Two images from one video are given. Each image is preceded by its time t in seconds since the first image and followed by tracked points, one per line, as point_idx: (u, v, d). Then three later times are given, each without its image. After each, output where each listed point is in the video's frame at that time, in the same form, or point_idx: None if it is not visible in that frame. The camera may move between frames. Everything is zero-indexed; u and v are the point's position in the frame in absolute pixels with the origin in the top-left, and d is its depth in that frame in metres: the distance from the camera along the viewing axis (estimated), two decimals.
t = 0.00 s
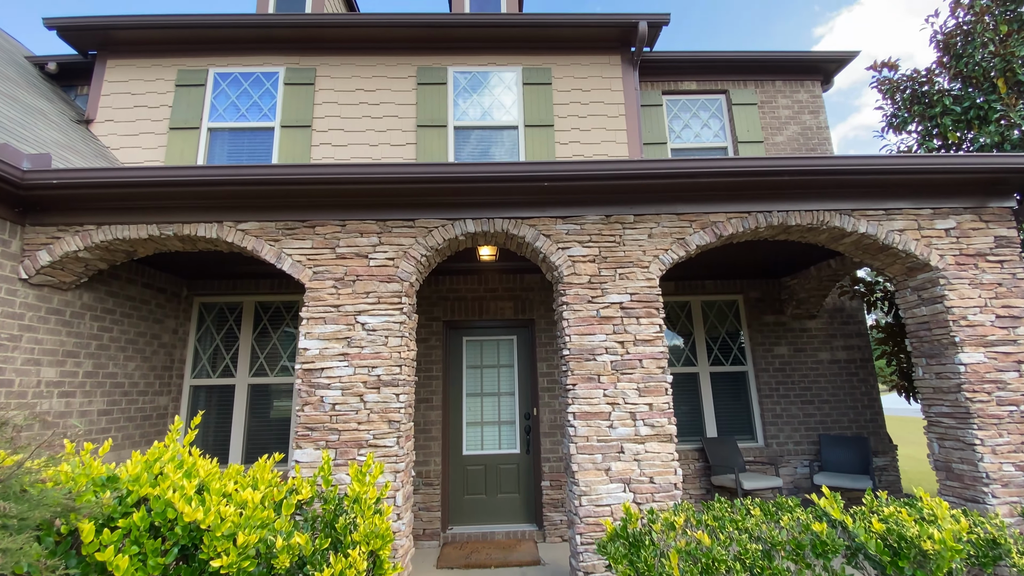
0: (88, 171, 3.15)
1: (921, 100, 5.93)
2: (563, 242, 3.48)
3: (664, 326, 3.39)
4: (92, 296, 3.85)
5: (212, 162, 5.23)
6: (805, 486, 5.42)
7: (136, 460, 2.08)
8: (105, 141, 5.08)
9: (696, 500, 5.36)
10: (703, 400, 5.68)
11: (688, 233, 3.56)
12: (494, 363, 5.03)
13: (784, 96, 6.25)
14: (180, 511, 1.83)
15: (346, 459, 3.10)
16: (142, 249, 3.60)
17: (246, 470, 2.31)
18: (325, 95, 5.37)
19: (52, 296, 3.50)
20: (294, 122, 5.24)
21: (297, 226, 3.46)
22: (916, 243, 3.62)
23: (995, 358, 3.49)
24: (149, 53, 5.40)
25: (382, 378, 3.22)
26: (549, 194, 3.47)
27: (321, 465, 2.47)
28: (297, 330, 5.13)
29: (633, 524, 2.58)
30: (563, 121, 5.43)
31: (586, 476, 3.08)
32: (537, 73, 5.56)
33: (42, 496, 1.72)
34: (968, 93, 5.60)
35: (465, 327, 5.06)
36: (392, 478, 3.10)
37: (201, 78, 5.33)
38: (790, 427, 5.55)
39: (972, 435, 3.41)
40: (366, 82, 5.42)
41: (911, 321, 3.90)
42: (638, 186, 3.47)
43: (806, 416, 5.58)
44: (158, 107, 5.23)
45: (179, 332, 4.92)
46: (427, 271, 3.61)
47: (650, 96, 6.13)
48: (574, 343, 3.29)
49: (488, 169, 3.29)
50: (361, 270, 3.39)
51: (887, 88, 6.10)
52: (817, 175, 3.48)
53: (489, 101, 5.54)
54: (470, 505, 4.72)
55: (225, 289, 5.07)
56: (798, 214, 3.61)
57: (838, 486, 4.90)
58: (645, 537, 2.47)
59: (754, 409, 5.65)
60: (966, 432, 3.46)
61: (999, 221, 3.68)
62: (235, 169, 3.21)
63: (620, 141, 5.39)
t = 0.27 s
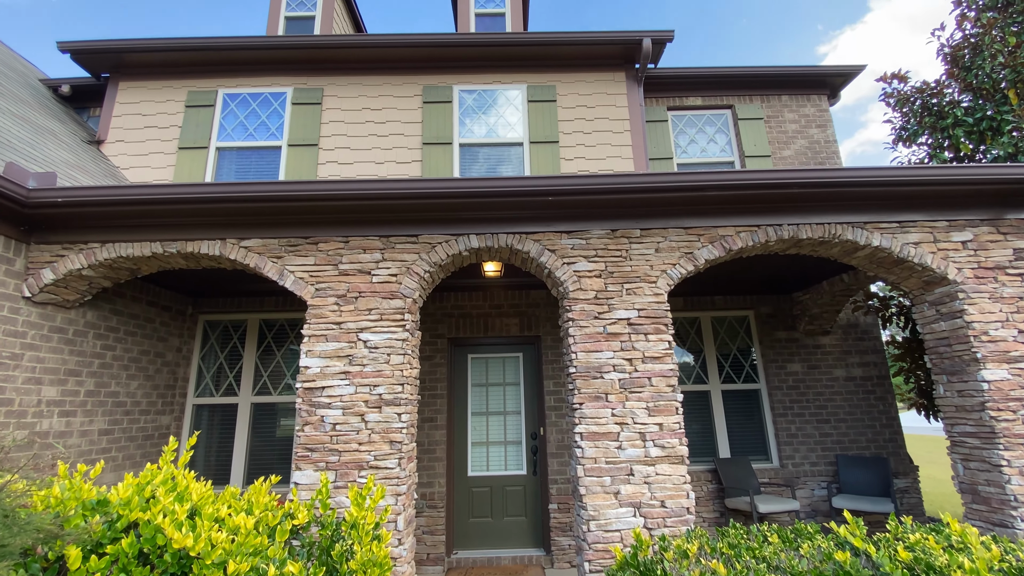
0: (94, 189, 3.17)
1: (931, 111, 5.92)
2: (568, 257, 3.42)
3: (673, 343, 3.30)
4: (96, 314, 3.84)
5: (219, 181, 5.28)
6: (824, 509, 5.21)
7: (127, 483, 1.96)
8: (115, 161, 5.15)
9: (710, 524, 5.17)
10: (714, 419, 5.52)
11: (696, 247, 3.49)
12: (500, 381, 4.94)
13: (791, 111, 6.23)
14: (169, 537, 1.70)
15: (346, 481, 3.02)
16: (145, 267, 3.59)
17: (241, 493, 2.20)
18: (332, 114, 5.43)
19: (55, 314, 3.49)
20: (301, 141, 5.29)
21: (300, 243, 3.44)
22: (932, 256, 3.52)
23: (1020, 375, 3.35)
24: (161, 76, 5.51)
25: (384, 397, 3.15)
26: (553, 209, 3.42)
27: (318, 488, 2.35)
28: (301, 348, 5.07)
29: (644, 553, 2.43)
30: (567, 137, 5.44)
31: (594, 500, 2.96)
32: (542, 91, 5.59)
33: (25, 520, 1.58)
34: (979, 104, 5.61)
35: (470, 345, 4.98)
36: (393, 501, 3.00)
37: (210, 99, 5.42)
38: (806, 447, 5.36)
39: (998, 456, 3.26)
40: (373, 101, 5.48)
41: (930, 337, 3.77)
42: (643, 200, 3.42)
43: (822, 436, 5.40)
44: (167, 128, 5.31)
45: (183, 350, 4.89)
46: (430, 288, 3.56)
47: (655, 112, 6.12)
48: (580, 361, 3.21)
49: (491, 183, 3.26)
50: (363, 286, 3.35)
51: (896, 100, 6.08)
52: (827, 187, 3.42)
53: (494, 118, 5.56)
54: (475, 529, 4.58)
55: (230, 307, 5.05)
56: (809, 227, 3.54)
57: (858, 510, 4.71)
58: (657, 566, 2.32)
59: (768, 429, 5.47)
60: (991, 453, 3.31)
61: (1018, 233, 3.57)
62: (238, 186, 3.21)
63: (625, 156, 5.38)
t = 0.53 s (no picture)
0: (107, 204, 3.22)
1: (946, 117, 5.84)
2: (577, 267, 3.38)
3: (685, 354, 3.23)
4: (108, 327, 3.88)
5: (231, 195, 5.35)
6: (845, 526, 5.03)
7: (132, 497, 1.93)
8: (131, 177, 5.26)
9: (726, 541, 5.01)
10: (729, 433, 5.39)
11: (708, 256, 3.43)
12: (509, 393, 4.88)
13: (802, 119, 6.18)
14: (171, 553, 1.66)
15: (352, 496, 2.97)
16: (157, 281, 3.63)
17: (245, 508, 2.16)
18: (343, 129, 5.49)
19: (68, 327, 3.53)
20: (312, 156, 5.36)
21: (309, 256, 3.45)
22: (952, 263, 3.42)
23: None
24: (176, 94, 5.65)
25: (391, 410, 3.12)
26: (561, 219, 3.40)
27: (323, 503, 2.31)
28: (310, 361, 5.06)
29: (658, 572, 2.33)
30: (576, 148, 5.43)
31: (606, 516, 2.88)
32: (550, 102, 5.61)
33: (25, 537, 1.55)
34: (995, 110, 5.53)
35: (480, 356, 4.94)
36: (400, 517, 2.95)
37: (224, 116, 5.53)
38: (825, 461, 5.20)
39: None
40: (382, 115, 5.54)
41: (953, 347, 3.65)
42: (653, 209, 3.37)
43: (842, 449, 5.24)
44: (182, 144, 5.42)
45: (195, 364, 4.91)
46: (438, 299, 3.54)
47: (664, 121, 6.10)
48: (590, 373, 3.15)
49: (499, 194, 3.25)
50: (371, 298, 3.34)
51: (909, 107, 6.00)
52: (840, 194, 3.35)
53: (502, 130, 5.58)
54: (485, 545, 4.49)
55: (241, 320, 5.07)
56: (823, 234, 3.47)
57: (881, 527, 4.53)
58: None
59: (785, 443, 5.32)
60: (1020, 467, 3.17)
61: None
62: (247, 200, 3.24)
63: (634, 166, 5.36)
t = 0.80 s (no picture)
0: (123, 215, 3.28)
1: (965, 116, 5.72)
2: (587, 271, 3.35)
3: (699, 358, 3.17)
4: (125, 335, 3.95)
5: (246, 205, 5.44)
6: (868, 536, 4.87)
7: (143, 504, 1.94)
8: (149, 189, 5.39)
9: (744, 551, 4.89)
10: (746, 440, 5.28)
11: (721, 259, 3.37)
12: (521, 400, 4.85)
13: (816, 119, 6.09)
14: (181, 560, 1.66)
15: (363, 503, 2.96)
16: (173, 289, 3.69)
17: (256, 515, 2.16)
18: (354, 137, 5.55)
19: (86, 336, 3.60)
20: (324, 165, 5.42)
21: (320, 263, 3.47)
22: (975, 264, 3.31)
23: None
24: (193, 107, 5.78)
25: (402, 417, 3.11)
26: (571, 223, 3.37)
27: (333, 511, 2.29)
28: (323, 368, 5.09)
29: None
30: (586, 153, 5.42)
31: (619, 525, 2.82)
32: (559, 108, 5.61)
33: (36, 543, 1.56)
34: (1016, 107, 5.42)
35: (491, 363, 4.92)
36: (410, 524, 2.93)
37: (239, 127, 5.64)
38: (846, 469, 5.06)
39: None
40: (393, 123, 5.60)
41: (978, 350, 3.52)
42: (664, 212, 3.33)
43: (863, 457, 5.09)
44: (198, 155, 5.54)
45: (210, 371, 4.97)
46: (448, 305, 3.53)
47: (675, 125, 6.06)
48: (602, 379, 3.10)
49: (508, 198, 3.24)
50: (382, 305, 3.35)
51: (926, 107, 5.88)
52: (856, 194, 3.28)
53: (512, 136, 5.59)
54: (497, 554, 4.44)
55: (255, 328, 5.12)
56: (840, 236, 3.40)
57: (905, 537, 4.39)
58: None
59: (805, 450, 5.19)
60: None
61: None
62: (260, 208, 3.28)
63: (645, 170, 5.32)
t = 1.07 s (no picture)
0: (138, 219, 3.34)
1: (987, 107, 5.57)
2: (598, 270, 3.31)
3: (712, 358, 3.12)
4: (142, 338, 4.02)
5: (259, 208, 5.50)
6: (890, 539, 4.75)
7: (156, 504, 1.97)
8: (165, 193, 5.49)
9: (762, 554, 4.79)
10: (762, 440, 5.18)
11: (734, 257, 3.31)
12: (533, 401, 4.82)
13: (831, 114, 5.97)
14: (192, 560, 1.68)
15: (375, 504, 2.97)
16: (187, 292, 3.74)
17: (268, 516, 2.17)
18: (365, 140, 5.59)
19: (104, 338, 3.67)
20: (336, 168, 5.47)
21: (331, 264, 3.48)
22: (998, 259, 3.21)
23: None
24: (207, 113, 5.87)
25: (413, 418, 3.11)
26: (581, 221, 3.34)
27: (344, 512, 2.30)
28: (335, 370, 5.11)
29: None
30: (596, 151, 5.38)
31: (632, 527, 2.78)
32: (569, 107, 5.58)
33: (51, 543, 1.59)
34: None
35: (503, 363, 4.90)
36: (422, 525, 2.92)
37: (252, 132, 5.71)
38: (867, 470, 4.93)
39: None
40: (403, 125, 5.62)
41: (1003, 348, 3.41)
42: (675, 209, 3.28)
43: (884, 458, 4.96)
44: (213, 160, 5.63)
45: (225, 372, 5.03)
46: (458, 305, 3.52)
47: (687, 121, 5.98)
48: (613, 379, 3.07)
49: (517, 198, 3.22)
50: (392, 305, 3.35)
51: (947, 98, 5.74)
52: (874, 189, 3.20)
53: (521, 136, 5.57)
54: (510, 556, 4.42)
55: (269, 329, 5.16)
56: (857, 232, 3.33)
57: (928, 541, 4.26)
58: None
59: (823, 451, 5.07)
60: None
61: None
62: (272, 210, 3.31)
63: (656, 168, 5.27)
